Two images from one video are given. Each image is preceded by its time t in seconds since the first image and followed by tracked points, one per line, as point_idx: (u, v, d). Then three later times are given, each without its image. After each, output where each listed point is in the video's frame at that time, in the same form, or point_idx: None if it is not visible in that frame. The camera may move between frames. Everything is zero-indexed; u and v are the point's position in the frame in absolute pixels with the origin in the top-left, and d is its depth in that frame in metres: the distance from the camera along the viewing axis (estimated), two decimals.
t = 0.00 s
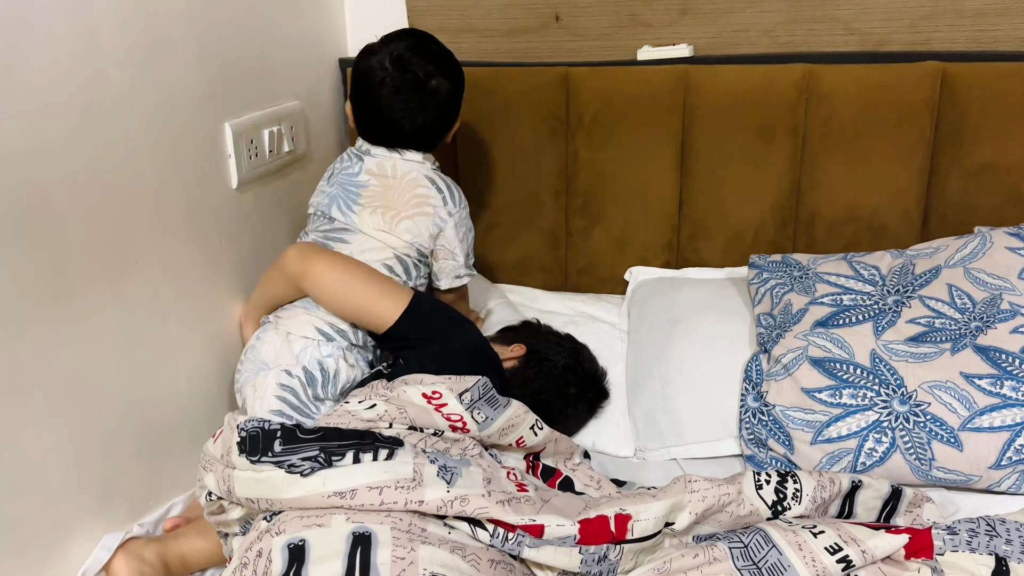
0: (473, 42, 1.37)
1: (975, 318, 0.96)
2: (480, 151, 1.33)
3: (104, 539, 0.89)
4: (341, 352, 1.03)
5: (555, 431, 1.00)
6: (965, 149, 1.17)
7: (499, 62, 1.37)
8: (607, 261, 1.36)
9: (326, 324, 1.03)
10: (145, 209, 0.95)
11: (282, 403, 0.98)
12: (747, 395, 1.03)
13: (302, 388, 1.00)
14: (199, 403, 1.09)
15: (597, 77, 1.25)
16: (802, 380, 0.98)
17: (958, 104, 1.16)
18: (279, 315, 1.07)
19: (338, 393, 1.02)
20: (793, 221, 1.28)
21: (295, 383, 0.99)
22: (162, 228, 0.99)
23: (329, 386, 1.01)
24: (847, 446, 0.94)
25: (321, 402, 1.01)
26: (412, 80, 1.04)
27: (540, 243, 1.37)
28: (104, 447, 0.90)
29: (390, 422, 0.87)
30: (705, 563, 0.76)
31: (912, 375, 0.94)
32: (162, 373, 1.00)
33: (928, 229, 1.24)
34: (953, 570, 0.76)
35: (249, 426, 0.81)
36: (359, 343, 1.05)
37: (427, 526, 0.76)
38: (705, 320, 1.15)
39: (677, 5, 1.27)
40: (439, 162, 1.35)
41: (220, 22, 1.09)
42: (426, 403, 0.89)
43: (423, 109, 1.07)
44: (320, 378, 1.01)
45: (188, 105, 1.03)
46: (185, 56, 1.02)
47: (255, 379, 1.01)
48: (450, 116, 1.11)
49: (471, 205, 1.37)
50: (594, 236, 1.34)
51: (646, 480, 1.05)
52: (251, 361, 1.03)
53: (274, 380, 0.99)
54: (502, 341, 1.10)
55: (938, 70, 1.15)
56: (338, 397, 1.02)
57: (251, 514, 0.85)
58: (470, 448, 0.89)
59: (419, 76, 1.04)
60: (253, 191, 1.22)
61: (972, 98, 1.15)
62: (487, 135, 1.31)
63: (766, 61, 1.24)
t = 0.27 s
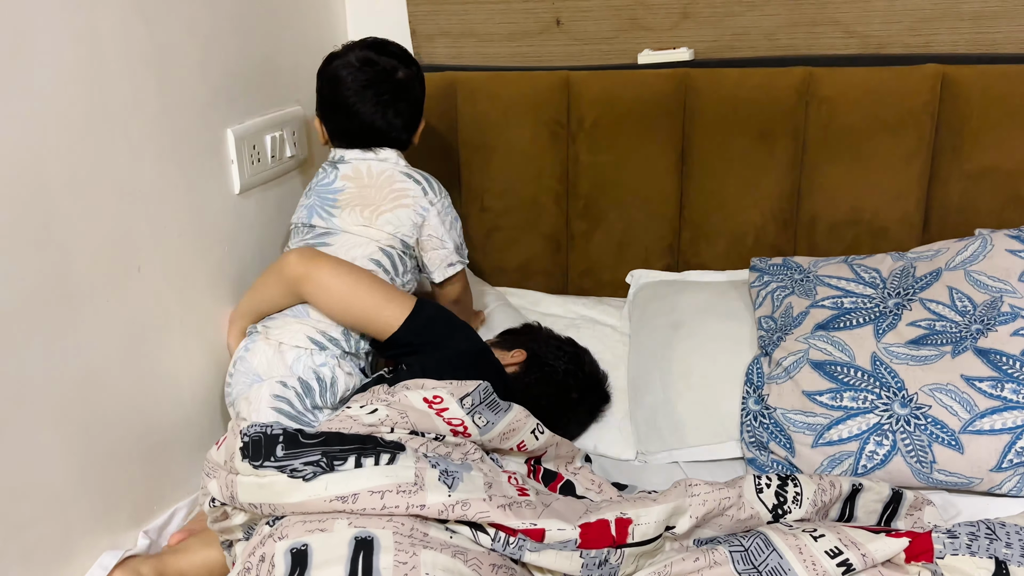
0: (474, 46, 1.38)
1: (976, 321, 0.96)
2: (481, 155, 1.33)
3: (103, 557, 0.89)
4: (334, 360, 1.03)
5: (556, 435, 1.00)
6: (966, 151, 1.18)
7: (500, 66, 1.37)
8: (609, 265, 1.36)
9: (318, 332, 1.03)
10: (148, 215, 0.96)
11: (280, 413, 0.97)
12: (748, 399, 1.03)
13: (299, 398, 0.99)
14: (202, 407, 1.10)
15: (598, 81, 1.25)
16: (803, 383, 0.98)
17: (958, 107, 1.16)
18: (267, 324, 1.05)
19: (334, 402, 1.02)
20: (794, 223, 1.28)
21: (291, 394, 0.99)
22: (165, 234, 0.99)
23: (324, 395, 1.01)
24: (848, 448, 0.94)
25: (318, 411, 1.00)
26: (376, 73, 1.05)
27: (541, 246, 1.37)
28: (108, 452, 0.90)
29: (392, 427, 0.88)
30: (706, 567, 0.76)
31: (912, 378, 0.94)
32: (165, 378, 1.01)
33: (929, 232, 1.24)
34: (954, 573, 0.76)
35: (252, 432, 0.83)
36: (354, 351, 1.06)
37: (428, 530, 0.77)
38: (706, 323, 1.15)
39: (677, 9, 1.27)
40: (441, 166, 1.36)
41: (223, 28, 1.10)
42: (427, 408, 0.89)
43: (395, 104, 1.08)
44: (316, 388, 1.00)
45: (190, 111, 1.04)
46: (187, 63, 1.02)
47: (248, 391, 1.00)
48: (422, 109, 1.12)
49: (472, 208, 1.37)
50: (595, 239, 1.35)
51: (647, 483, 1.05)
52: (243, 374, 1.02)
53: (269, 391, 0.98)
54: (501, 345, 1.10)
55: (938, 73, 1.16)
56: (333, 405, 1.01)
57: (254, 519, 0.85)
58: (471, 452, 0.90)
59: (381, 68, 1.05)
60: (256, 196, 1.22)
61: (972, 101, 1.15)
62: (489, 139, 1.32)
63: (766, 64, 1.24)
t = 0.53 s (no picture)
0: (475, 47, 1.38)
1: (979, 320, 0.96)
2: (483, 155, 1.33)
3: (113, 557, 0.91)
4: (339, 365, 1.04)
5: (558, 435, 1.01)
6: (968, 151, 1.17)
7: (502, 67, 1.37)
8: (610, 265, 1.36)
9: (320, 336, 1.04)
10: (150, 217, 0.96)
11: (286, 419, 0.95)
12: (751, 398, 1.03)
13: (310, 400, 0.98)
14: (205, 408, 1.10)
15: (599, 81, 1.25)
16: (805, 383, 0.98)
17: (961, 105, 1.16)
18: (262, 326, 1.05)
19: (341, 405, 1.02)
20: (796, 223, 1.28)
21: (302, 397, 0.97)
22: (167, 235, 1.00)
23: (333, 397, 1.01)
24: (850, 448, 0.94)
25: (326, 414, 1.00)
26: (317, 70, 1.06)
27: (543, 247, 1.38)
28: (111, 453, 0.90)
29: (394, 427, 0.88)
30: (708, 567, 0.76)
31: (915, 377, 0.94)
32: (167, 379, 1.01)
33: (931, 231, 1.24)
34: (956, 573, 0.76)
35: (254, 432, 0.83)
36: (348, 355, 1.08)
37: (431, 530, 0.77)
38: (709, 323, 1.15)
39: (679, 9, 1.27)
40: (442, 166, 1.36)
41: (224, 30, 1.10)
42: (429, 408, 0.89)
43: (340, 99, 1.07)
44: (324, 391, 1.00)
45: (192, 112, 1.04)
46: (189, 64, 1.03)
47: (251, 399, 0.98)
48: (379, 106, 1.09)
49: (474, 208, 1.38)
50: (597, 239, 1.35)
51: (649, 483, 1.05)
52: (241, 380, 1.01)
53: (279, 394, 0.96)
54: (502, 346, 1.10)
55: (940, 72, 1.15)
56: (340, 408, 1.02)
57: (256, 521, 0.85)
58: (473, 452, 0.90)
59: (323, 65, 1.06)
60: (258, 197, 1.23)
61: (975, 99, 1.15)
62: (490, 139, 1.32)
63: (768, 64, 1.24)
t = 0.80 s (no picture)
0: (480, 47, 1.39)
1: (983, 318, 0.96)
2: (487, 155, 1.34)
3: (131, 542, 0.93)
4: (323, 368, 1.04)
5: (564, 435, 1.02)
6: (973, 149, 1.18)
7: (507, 67, 1.38)
8: (615, 264, 1.37)
9: (302, 341, 1.04)
10: (158, 217, 0.97)
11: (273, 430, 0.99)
12: (756, 396, 1.03)
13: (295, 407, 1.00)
14: (212, 406, 1.11)
15: (604, 81, 1.26)
16: (810, 381, 0.98)
17: (965, 104, 1.16)
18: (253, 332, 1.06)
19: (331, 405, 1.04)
20: (801, 222, 1.28)
21: (285, 405, 1.01)
22: (175, 235, 1.00)
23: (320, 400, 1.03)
24: (855, 446, 0.94)
25: (315, 416, 1.02)
26: (301, 59, 1.04)
27: (548, 246, 1.38)
28: (120, 451, 0.91)
29: (402, 425, 0.88)
30: (713, 564, 0.77)
31: (919, 375, 0.94)
32: (175, 378, 1.02)
33: (935, 230, 1.24)
34: (960, 570, 0.76)
35: (263, 430, 0.84)
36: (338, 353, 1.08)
37: (439, 527, 0.78)
38: (713, 322, 1.16)
39: (683, 9, 1.27)
40: (448, 166, 1.36)
41: (231, 31, 1.11)
42: (436, 407, 0.90)
43: (321, 89, 1.04)
44: (308, 396, 1.02)
45: (199, 113, 1.05)
46: (197, 65, 1.04)
47: (241, 410, 1.02)
48: (360, 97, 1.06)
49: (479, 208, 1.38)
50: (602, 238, 1.35)
51: (655, 481, 1.06)
52: (233, 390, 1.04)
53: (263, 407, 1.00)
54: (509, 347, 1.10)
55: (944, 71, 1.16)
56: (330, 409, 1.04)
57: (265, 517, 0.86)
58: (479, 451, 0.91)
59: (305, 53, 1.03)
60: (265, 197, 1.23)
61: (979, 98, 1.15)
62: (495, 139, 1.33)
63: (772, 63, 1.24)
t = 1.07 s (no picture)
0: (484, 49, 1.40)
1: (983, 319, 0.96)
2: (491, 156, 1.35)
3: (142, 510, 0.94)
4: (323, 378, 1.06)
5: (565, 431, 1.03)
6: (975, 150, 1.18)
7: (511, 68, 1.39)
8: (618, 265, 1.37)
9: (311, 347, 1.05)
10: (164, 218, 0.98)
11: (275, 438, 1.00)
12: (757, 397, 1.04)
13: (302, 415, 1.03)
14: (217, 405, 1.12)
15: (607, 83, 1.26)
16: (811, 382, 0.99)
17: (967, 105, 1.16)
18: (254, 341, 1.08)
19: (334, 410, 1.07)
20: (803, 223, 1.29)
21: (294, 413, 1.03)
22: (181, 235, 1.02)
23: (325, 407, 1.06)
24: (855, 446, 0.95)
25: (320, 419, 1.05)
26: (292, 57, 1.01)
27: (551, 246, 1.39)
28: (126, 449, 0.92)
29: (402, 423, 0.90)
30: (711, 562, 0.77)
31: (920, 376, 0.94)
32: (180, 377, 1.03)
33: (938, 231, 1.24)
34: (957, 569, 0.77)
35: (265, 429, 0.85)
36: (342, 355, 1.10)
37: (439, 524, 0.78)
38: (714, 322, 1.16)
39: (686, 10, 1.28)
40: (452, 167, 1.37)
41: (237, 33, 1.12)
42: (436, 405, 0.92)
43: (312, 87, 1.01)
44: (311, 406, 1.04)
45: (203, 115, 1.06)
46: (202, 67, 1.05)
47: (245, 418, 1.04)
48: (349, 95, 1.02)
49: (483, 209, 1.39)
50: (605, 239, 1.36)
51: (656, 481, 1.06)
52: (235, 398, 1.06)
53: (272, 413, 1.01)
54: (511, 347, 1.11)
55: (946, 72, 1.16)
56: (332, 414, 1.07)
57: (267, 514, 0.87)
58: (479, 449, 0.92)
59: (294, 50, 1.00)
60: (269, 198, 1.24)
61: (981, 99, 1.15)
62: (499, 140, 1.33)
63: (775, 65, 1.25)
